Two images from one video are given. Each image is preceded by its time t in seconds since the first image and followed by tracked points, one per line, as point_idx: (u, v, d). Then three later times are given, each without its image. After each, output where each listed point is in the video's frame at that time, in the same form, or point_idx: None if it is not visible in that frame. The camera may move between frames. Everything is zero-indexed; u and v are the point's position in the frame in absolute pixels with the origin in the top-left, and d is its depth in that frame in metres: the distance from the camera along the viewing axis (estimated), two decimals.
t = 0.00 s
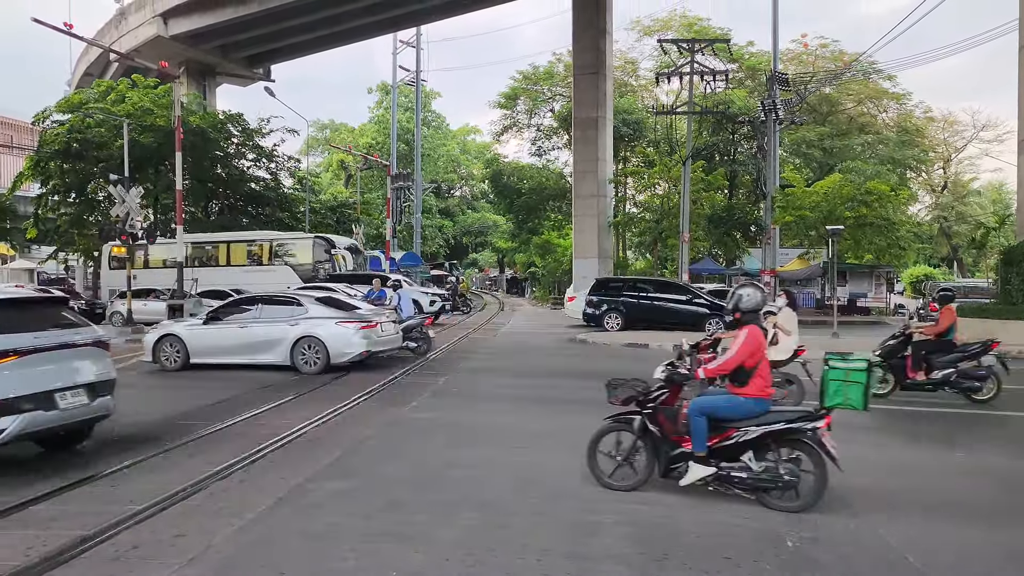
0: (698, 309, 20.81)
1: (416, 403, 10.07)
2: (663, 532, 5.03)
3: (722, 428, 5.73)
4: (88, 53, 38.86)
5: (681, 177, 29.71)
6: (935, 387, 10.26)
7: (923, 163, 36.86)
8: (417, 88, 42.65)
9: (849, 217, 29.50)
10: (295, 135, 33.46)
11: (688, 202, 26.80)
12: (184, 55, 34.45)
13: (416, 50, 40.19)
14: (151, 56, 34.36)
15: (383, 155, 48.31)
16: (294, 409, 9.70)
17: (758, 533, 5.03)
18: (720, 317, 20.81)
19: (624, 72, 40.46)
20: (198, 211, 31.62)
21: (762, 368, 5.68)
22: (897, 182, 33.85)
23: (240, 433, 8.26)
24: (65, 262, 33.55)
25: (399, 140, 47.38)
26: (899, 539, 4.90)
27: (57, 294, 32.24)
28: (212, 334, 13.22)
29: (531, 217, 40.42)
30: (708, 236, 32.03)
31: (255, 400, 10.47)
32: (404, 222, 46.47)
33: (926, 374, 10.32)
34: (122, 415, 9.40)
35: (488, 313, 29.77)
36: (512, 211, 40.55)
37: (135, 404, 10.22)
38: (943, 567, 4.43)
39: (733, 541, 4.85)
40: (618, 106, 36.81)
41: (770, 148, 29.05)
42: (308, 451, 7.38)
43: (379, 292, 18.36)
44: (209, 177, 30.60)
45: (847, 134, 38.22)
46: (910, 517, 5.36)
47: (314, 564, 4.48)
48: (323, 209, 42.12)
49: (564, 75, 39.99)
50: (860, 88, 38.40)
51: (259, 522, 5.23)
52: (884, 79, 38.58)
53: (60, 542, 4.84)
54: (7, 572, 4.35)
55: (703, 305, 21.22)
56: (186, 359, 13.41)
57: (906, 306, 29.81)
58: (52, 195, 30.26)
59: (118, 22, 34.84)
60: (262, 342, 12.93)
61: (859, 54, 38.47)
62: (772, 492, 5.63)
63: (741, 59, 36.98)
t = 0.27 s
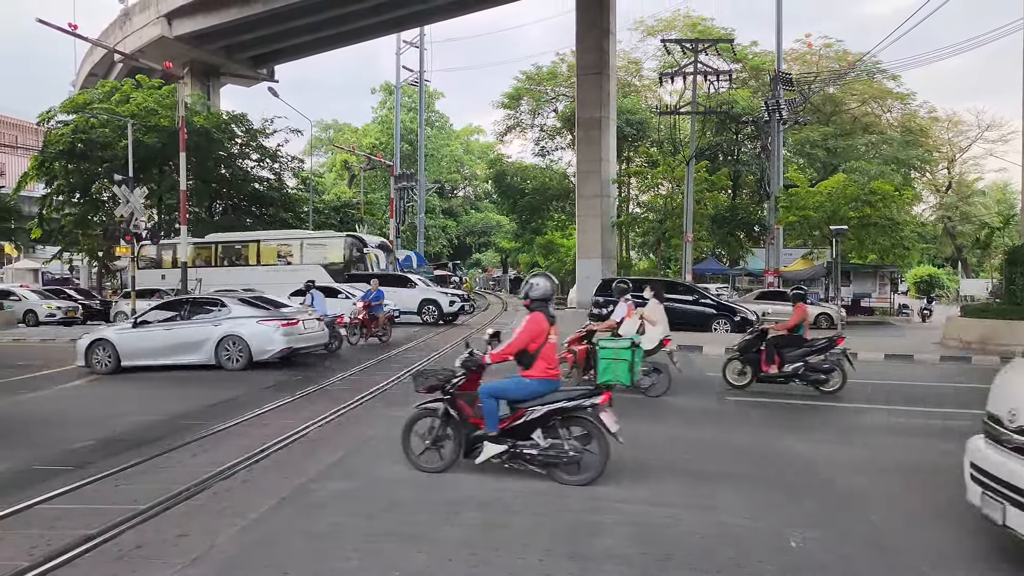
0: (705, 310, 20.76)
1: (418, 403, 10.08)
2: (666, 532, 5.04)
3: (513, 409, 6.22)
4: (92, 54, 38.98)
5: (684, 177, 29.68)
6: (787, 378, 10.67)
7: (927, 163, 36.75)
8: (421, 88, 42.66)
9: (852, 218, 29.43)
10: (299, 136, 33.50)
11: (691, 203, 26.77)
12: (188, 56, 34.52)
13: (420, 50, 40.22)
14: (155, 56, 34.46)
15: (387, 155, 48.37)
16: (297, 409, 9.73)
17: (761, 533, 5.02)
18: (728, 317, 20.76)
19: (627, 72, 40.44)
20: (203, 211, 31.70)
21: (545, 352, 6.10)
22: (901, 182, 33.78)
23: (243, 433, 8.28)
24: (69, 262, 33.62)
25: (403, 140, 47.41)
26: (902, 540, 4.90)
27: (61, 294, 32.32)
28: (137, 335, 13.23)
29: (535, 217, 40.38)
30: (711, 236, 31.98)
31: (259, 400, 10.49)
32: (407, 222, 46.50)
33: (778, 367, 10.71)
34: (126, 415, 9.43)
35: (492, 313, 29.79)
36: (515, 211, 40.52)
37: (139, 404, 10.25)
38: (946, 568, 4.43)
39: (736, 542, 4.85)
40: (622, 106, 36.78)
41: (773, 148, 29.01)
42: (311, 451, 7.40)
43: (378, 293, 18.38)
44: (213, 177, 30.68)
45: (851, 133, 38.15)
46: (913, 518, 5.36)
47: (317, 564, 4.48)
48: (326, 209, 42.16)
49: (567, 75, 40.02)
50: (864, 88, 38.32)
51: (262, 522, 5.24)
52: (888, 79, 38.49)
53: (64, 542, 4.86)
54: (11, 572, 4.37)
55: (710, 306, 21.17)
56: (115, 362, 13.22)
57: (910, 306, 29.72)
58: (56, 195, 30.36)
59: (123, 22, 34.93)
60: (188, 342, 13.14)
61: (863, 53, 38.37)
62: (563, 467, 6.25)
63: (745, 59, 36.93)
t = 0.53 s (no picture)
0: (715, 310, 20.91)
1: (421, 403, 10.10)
2: (668, 532, 5.04)
3: (326, 398, 6.75)
4: (96, 53, 39.04)
5: (687, 177, 29.68)
6: (660, 369, 11.75)
7: (931, 163, 36.68)
8: (424, 88, 42.72)
9: (856, 218, 29.39)
10: (302, 136, 33.54)
11: (695, 202, 26.73)
12: (192, 56, 34.57)
13: (423, 50, 40.28)
14: (159, 57, 34.51)
15: (390, 155, 48.42)
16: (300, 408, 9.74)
17: (767, 533, 5.03)
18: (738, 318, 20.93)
19: (630, 72, 40.43)
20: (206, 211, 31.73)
21: (352, 345, 6.71)
22: (905, 182, 33.73)
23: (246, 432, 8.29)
24: (73, 262, 33.65)
25: (406, 140, 47.45)
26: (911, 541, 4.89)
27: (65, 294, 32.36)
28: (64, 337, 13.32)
29: (538, 217, 40.36)
30: (714, 236, 31.97)
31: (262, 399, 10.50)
32: (410, 222, 46.52)
33: (652, 358, 11.80)
34: (129, 415, 9.45)
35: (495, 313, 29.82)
36: (518, 211, 40.51)
37: (142, 404, 10.26)
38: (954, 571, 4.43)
39: (742, 542, 4.86)
40: (625, 106, 36.76)
41: (777, 148, 28.96)
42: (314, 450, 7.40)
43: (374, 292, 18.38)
44: (217, 177, 30.74)
45: (854, 133, 38.11)
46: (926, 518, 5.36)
47: (322, 562, 4.50)
48: (329, 209, 42.20)
49: (570, 75, 40.03)
50: (867, 88, 38.27)
51: (266, 521, 5.25)
52: (892, 79, 38.44)
53: (69, 541, 4.87)
54: (17, 570, 4.38)
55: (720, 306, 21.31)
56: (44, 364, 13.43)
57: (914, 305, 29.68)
58: (60, 195, 30.41)
59: (127, 22, 34.99)
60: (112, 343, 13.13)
61: (867, 53, 38.32)
62: (371, 451, 6.82)
63: (749, 59, 36.89)
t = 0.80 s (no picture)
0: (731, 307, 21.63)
1: (424, 403, 10.10)
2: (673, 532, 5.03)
3: (156, 390, 7.34)
4: (100, 53, 39.11)
5: (690, 177, 29.65)
6: (555, 360, 13.22)
7: (935, 162, 36.59)
8: (427, 87, 42.71)
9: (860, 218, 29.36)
10: (305, 135, 33.54)
11: (698, 202, 26.70)
12: (195, 55, 34.61)
13: (426, 49, 40.27)
14: (162, 56, 34.55)
15: (392, 155, 48.45)
16: (303, 407, 9.74)
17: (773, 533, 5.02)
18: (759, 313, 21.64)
19: (633, 71, 40.40)
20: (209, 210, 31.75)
21: (180, 340, 7.34)
22: (908, 182, 33.66)
23: (249, 431, 8.29)
24: (76, 261, 33.71)
25: (409, 139, 47.47)
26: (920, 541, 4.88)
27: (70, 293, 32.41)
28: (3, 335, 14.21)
29: (540, 217, 40.33)
30: (717, 236, 31.93)
31: (264, 399, 10.50)
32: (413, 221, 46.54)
33: (547, 350, 13.30)
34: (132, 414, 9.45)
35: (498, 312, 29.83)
36: (521, 211, 40.50)
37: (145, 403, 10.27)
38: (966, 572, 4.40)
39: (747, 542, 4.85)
40: (628, 105, 36.74)
41: (780, 147, 28.91)
42: (317, 449, 7.40)
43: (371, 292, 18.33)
44: (220, 176, 30.78)
45: (858, 133, 38.05)
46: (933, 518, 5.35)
47: (325, 562, 4.50)
48: (332, 209, 42.24)
49: (573, 74, 40.02)
50: (871, 87, 38.20)
51: (269, 521, 5.26)
52: (895, 78, 38.35)
53: (72, 540, 4.87)
54: (21, 569, 4.39)
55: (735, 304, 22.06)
56: None
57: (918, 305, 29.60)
58: (64, 194, 30.45)
59: (130, 22, 35.04)
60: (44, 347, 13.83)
61: (870, 52, 38.25)
62: (199, 439, 7.37)
63: (752, 58, 36.85)
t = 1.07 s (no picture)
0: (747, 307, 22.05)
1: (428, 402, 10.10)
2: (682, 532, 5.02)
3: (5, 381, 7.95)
4: (103, 53, 39.17)
5: (693, 176, 29.62)
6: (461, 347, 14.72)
7: (938, 162, 36.53)
8: (429, 87, 42.72)
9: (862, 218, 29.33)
10: (308, 134, 33.53)
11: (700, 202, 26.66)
12: (198, 55, 34.64)
13: (428, 48, 40.28)
14: (164, 56, 34.58)
15: (395, 154, 48.47)
16: (306, 406, 9.74)
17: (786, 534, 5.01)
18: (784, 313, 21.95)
19: (636, 71, 40.40)
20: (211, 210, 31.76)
21: (23, 336, 7.86)
22: (911, 182, 33.61)
23: (252, 430, 8.29)
24: (80, 260, 33.74)
25: (411, 139, 47.48)
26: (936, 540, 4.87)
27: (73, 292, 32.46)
28: None
29: (543, 217, 40.34)
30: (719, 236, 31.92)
31: (268, 398, 10.50)
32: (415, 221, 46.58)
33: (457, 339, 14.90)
34: (135, 413, 9.46)
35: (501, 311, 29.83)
36: (524, 211, 40.50)
37: (148, 401, 10.28)
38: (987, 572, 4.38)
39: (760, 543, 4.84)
40: (630, 105, 36.74)
41: (782, 148, 28.84)
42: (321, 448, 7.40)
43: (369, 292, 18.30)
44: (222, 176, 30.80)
45: (860, 132, 38.02)
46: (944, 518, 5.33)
47: (330, 561, 4.50)
48: (335, 208, 42.29)
49: (575, 74, 40.03)
50: (873, 87, 38.15)
51: (274, 520, 5.26)
52: (898, 78, 38.30)
53: (75, 538, 4.87)
54: (24, 567, 4.40)
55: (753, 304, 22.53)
56: None
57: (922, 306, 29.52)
58: (67, 194, 30.47)
59: (133, 21, 35.08)
60: None
61: (873, 52, 38.20)
62: (46, 429, 7.97)
63: (754, 58, 36.83)
